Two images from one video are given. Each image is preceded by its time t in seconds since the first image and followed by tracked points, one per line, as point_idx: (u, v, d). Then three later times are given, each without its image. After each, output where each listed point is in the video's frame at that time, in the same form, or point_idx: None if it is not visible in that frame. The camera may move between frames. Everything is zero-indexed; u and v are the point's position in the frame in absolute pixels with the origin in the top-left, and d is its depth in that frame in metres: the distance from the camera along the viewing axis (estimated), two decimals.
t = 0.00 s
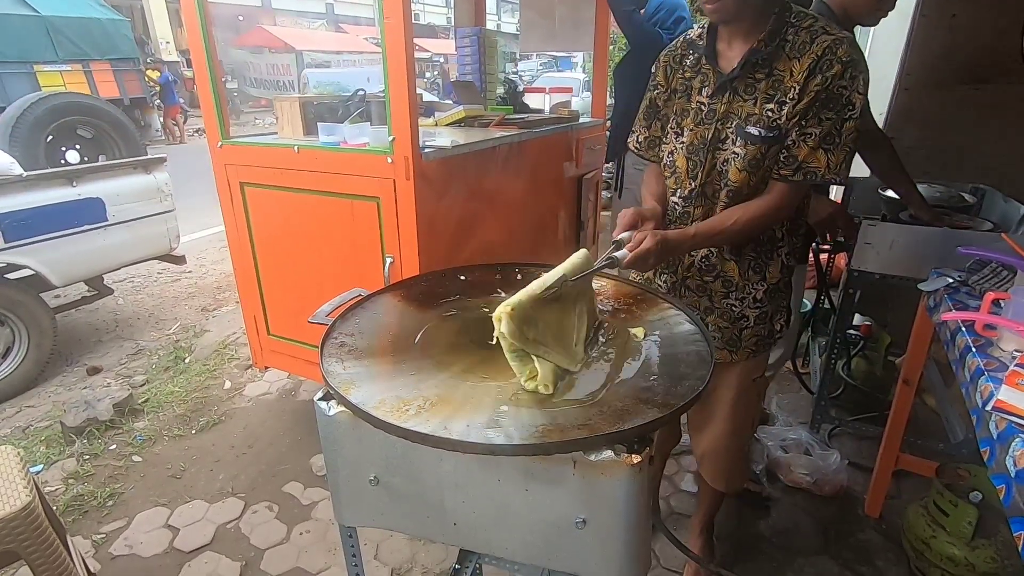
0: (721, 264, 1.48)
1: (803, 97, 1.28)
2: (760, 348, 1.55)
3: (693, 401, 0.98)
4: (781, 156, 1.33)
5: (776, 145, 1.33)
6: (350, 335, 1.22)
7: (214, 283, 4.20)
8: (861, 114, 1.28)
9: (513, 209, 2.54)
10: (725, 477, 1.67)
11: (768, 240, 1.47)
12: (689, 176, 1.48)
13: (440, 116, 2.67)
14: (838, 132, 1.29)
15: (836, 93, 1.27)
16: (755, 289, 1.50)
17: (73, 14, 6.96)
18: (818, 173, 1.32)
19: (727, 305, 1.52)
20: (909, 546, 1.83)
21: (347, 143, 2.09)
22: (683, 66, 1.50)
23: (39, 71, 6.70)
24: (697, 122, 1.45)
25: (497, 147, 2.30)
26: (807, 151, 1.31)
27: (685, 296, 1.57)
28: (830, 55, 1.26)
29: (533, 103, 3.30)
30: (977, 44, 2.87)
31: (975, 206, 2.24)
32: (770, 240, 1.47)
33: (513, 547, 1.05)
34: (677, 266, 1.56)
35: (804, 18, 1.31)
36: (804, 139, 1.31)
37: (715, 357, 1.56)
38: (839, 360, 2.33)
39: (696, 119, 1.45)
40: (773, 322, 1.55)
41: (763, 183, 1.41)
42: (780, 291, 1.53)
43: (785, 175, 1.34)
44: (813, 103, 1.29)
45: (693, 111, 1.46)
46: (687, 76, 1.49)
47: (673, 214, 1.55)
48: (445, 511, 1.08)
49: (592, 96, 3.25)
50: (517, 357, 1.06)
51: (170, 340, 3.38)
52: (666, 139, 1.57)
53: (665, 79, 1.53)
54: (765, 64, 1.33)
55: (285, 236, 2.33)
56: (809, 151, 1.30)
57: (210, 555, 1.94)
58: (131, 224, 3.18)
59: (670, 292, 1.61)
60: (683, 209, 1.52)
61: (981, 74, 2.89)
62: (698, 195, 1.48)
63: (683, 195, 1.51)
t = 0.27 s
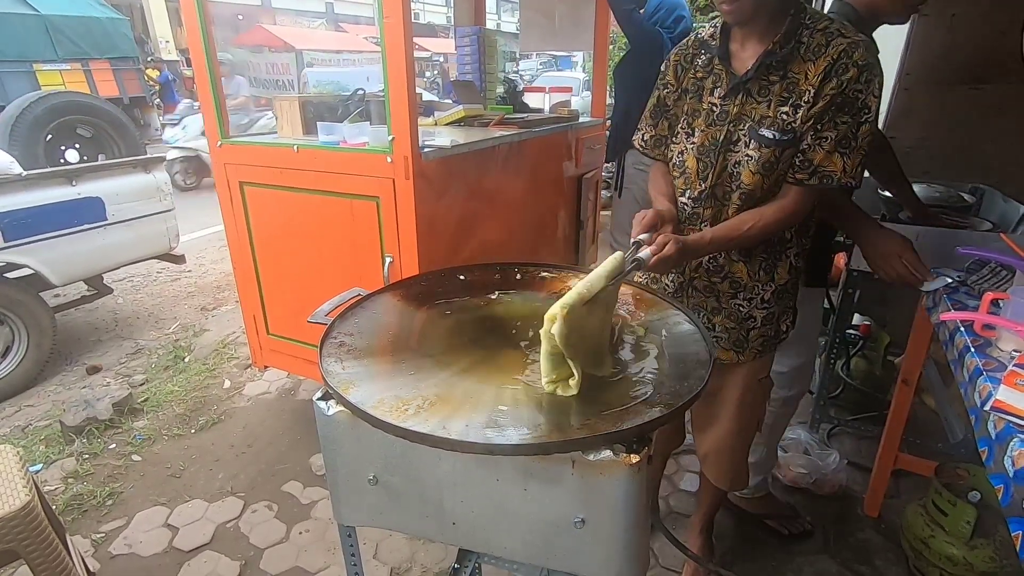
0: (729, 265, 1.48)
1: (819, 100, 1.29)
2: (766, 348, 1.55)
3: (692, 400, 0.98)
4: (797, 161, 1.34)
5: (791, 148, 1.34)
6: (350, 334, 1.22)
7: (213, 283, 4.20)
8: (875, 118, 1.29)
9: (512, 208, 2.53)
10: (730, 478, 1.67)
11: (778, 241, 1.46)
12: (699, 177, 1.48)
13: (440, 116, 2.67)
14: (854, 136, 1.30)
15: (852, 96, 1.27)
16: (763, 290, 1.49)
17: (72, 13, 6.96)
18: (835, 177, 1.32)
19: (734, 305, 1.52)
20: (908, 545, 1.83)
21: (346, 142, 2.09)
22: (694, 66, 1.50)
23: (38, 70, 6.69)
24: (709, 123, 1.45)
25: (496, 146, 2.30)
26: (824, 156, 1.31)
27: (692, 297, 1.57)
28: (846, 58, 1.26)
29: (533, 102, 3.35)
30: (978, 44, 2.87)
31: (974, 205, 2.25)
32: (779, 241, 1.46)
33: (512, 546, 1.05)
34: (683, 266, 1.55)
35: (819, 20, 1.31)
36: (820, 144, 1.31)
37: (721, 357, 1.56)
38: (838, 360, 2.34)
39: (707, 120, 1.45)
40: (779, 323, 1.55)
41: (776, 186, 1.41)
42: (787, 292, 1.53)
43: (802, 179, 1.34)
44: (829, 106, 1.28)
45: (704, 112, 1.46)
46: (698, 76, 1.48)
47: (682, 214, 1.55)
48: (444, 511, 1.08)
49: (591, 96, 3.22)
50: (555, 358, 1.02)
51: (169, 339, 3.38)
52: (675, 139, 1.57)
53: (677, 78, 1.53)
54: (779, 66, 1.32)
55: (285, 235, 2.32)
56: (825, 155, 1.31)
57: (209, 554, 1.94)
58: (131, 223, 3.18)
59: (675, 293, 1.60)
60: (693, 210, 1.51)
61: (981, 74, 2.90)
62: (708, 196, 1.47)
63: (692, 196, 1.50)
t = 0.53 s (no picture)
0: (734, 265, 1.48)
1: (828, 102, 1.29)
2: (769, 348, 1.55)
3: (689, 401, 0.98)
4: (808, 163, 1.34)
5: (799, 150, 1.34)
6: (347, 336, 1.22)
7: (212, 283, 4.20)
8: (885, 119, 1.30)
9: (510, 209, 2.54)
10: (731, 475, 1.66)
11: (784, 241, 1.47)
12: (705, 178, 1.48)
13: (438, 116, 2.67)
14: (865, 138, 1.30)
15: (861, 98, 1.27)
16: (767, 291, 1.50)
17: (71, 14, 6.96)
18: (847, 180, 1.32)
19: (739, 306, 1.52)
20: (906, 546, 1.83)
21: (344, 143, 2.09)
22: (699, 67, 1.49)
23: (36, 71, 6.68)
24: (715, 124, 1.45)
25: (495, 146, 2.31)
26: (835, 158, 1.31)
27: (696, 297, 1.57)
28: (854, 60, 1.26)
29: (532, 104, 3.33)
30: (976, 44, 2.88)
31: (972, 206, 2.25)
32: (785, 241, 1.47)
33: (508, 548, 1.05)
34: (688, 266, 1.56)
35: (826, 22, 1.31)
36: (831, 146, 1.31)
37: (724, 357, 1.57)
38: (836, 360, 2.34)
39: (712, 121, 1.45)
40: (783, 323, 1.55)
41: (785, 188, 1.41)
42: (791, 292, 1.53)
43: (814, 181, 1.35)
44: (838, 108, 1.29)
45: (709, 113, 1.46)
46: (703, 77, 1.48)
47: (687, 215, 1.55)
48: (441, 512, 1.08)
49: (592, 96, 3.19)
50: (581, 365, 1.01)
51: (168, 340, 3.38)
52: (680, 140, 1.57)
53: (682, 79, 1.53)
54: (787, 68, 1.32)
55: (283, 236, 2.32)
56: (837, 157, 1.31)
57: (207, 556, 1.94)
58: (130, 224, 3.18)
59: (678, 294, 1.60)
60: (698, 211, 1.51)
61: (979, 74, 2.91)
62: (713, 197, 1.47)
63: (698, 198, 1.50)
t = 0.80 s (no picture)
0: (735, 265, 1.48)
1: (833, 100, 1.29)
2: (770, 347, 1.55)
3: (688, 401, 0.98)
4: (817, 162, 1.35)
5: (804, 148, 1.34)
6: (345, 336, 1.22)
7: (210, 284, 4.19)
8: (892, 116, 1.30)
9: (508, 209, 2.53)
10: (732, 475, 1.66)
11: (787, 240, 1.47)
12: (708, 177, 1.48)
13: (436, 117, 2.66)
14: (874, 136, 1.30)
15: (868, 95, 1.28)
16: (769, 290, 1.50)
17: (67, 13, 6.93)
18: (858, 178, 1.32)
19: (740, 305, 1.52)
20: (905, 544, 1.83)
21: (342, 143, 2.09)
22: (701, 66, 1.49)
23: (32, 71, 6.66)
24: (718, 123, 1.45)
25: (493, 147, 2.31)
26: (845, 156, 1.31)
27: (697, 296, 1.57)
28: (859, 57, 1.27)
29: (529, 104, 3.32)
30: (973, 44, 2.89)
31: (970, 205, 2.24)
32: (788, 240, 1.47)
33: (507, 548, 1.05)
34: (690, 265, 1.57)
35: (830, 20, 1.32)
36: (839, 145, 1.31)
37: (724, 356, 1.57)
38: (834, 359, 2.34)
39: (716, 119, 1.45)
40: (784, 322, 1.55)
41: (790, 187, 1.41)
42: (793, 291, 1.53)
43: (825, 181, 1.35)
44: (845, 106, 1.29)
45: (712, 112, 1.46)
46: (705, 76, 1.48)
47: (689, 214, 1.55)
48: (440, 512, 1.07)
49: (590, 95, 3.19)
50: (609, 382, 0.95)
51: (165, 342, 3.37)
52: (682, 139, 1.57)
53: (684, 78, 1.53)
54: (791, 66, 1.32)
55: (281, 237, 2.32)
56: (847, 156, 1.31)
57: (205, 558, 1.93)
58: (127, 225, 3.17)
59: (679, 293, 1.61)
60: (701, 210, 1.51)
61: (976, 74, 2.92)
62: (717, 196, 1.47)
63: (701, 196, 1.50)
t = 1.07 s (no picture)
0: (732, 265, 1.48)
1: (832, 98, 1.29)
2: (767, 346, 1.55)
3: (685, 400, 0.98)
4: (821, 162, 1.34)
5: (801, 146, 1.34)
6: (341, 336, 1.21)
7: (207, 284, 4.18)
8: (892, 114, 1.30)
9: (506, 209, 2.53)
10: (730, 474, 1.66)
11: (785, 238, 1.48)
12: (705, 175, 1.47)
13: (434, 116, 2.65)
14: (875, 135, 1.30)
15: (868, 94, 1.27)
16: (765, 288, 1.50)
17: (63, 12, 6.91)
18: (863, 177, 1.32)
19: (736, 304, 1.52)
20: (902, 543, 1.83)
21: (339, 142, 2.08)
22: (698, 62, 1.50)
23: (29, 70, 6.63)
24: (714, 120, 1.45)
25: (490, 146, 2.30)
26: (849, 156, 1.31)
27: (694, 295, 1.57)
28: (857, 55, 1.26)
29: (527, 102, 3.28)
30: (971, 43, 2.89)
31: (967, 204, 2.25)
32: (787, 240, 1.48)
33: (504, 548, 1.05)
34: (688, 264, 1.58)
35: (827, 18, 1.32)
36: (843, 144, 1.31)
37: (720, 354, 1.57)
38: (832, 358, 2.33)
39: (712, 117, 1.45)
40: (780, 321, 1.55)
41: (787, 186, 1.40)
42: (790, 291, 1.53)
43: (829, 180, 1.35)
44: (845, 105, 1.29)
45: (708, 109, 1.46)
46: (702, 72, 1.48)
47: (686, 212, 1.55)
48: (437, 512, 1.07)
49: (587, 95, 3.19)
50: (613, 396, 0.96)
51: (162, 341, 3.37)
52: (679, 136, 1.56)
53: (682, 75, 1.54)
54: (787, 63, 1.33)
55: (278, 236, 2.32)
56: (851, 155, 1.31)
57: (202, 558, 1.93)
58: (123, 224, 3.16)
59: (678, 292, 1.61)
60: (699, 208, 1.51)
61: (973, 73, 2.92)
62: (714, 194, 1.46)
63: (698, 194, 1.50)
